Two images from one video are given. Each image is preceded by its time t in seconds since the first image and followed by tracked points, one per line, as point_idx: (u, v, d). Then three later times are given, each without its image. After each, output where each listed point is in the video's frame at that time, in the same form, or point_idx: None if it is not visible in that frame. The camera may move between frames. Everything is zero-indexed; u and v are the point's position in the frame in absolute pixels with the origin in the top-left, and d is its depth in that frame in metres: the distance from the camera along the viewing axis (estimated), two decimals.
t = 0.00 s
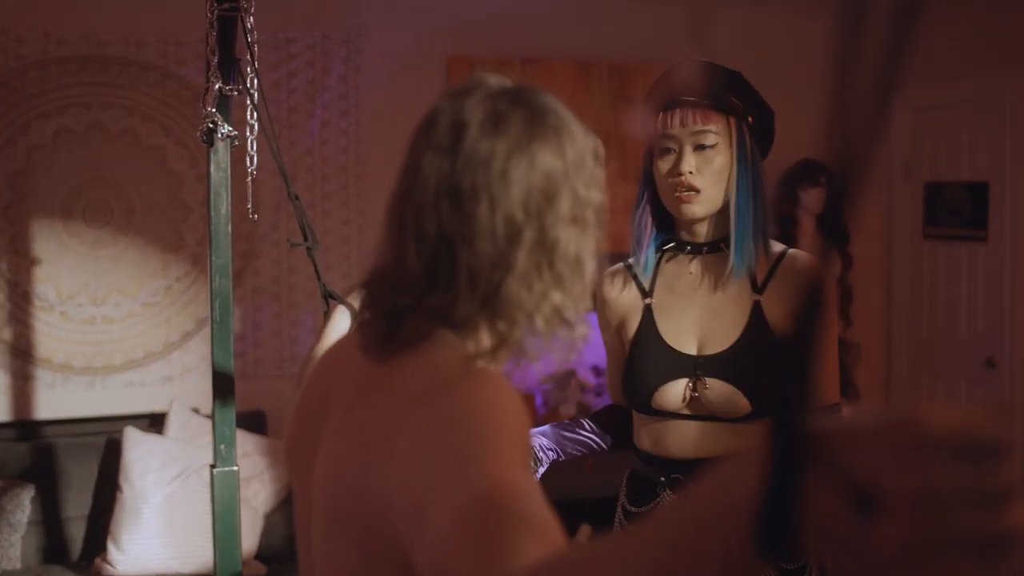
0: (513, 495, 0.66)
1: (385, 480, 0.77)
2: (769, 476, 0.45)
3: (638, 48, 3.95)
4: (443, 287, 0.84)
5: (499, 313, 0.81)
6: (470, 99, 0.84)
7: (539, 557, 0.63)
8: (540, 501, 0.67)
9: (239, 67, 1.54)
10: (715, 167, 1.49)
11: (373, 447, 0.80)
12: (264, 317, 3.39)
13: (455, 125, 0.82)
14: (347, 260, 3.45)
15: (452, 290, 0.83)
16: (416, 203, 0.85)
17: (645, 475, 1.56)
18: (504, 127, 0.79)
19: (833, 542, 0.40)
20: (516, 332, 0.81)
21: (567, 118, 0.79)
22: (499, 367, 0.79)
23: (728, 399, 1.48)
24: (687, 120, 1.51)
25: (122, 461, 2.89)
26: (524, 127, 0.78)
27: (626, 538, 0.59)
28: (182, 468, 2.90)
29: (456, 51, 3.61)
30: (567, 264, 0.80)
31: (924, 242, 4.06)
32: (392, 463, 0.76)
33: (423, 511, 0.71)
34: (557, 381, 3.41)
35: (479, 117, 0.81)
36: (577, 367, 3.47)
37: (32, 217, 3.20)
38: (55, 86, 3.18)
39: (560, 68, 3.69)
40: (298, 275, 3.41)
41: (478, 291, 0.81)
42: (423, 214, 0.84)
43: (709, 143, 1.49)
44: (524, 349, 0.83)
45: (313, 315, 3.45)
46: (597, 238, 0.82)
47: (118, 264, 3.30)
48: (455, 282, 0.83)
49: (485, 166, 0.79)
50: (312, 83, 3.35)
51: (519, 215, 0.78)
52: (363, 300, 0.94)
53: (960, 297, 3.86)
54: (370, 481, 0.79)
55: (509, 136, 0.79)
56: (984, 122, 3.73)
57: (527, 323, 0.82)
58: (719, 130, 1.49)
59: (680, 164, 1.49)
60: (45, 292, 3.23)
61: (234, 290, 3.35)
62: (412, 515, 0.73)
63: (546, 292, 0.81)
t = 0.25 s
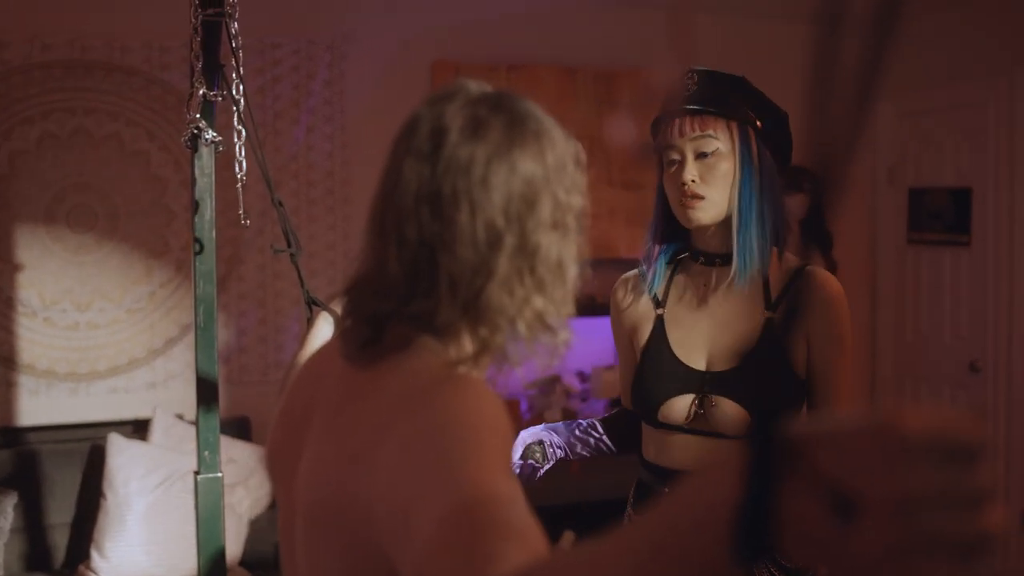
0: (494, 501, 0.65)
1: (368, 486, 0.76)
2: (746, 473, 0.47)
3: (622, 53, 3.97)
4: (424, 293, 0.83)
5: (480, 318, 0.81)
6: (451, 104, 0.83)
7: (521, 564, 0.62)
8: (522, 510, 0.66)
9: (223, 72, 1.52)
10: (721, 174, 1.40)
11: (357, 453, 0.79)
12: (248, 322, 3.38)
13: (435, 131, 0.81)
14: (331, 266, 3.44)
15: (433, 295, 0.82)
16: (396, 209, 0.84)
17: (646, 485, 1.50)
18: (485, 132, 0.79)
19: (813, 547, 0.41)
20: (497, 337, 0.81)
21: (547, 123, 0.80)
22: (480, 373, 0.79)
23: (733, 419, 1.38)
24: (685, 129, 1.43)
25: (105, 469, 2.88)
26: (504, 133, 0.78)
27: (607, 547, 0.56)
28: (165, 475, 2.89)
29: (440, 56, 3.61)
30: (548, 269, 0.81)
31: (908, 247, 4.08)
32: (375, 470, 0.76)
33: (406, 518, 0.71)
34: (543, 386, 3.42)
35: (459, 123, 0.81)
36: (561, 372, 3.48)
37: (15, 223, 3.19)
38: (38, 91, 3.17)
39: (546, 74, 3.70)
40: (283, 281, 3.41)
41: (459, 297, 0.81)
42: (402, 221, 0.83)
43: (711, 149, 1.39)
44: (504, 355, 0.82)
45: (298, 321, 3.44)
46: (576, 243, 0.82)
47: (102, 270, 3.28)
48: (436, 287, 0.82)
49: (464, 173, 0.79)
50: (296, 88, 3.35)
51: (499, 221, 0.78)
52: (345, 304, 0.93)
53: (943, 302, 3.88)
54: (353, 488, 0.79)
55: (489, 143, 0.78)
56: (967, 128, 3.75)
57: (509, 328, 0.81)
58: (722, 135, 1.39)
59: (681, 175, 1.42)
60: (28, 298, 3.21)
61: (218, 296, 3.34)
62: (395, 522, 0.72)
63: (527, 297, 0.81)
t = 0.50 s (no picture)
0: (478, 508, 0.65)
1: (351, 493, 0.76)
2: (727, 480, 0.46)
3: (606, 60, 3.99)
4: (407, 300, 0.83)
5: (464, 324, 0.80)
6: (432, 110, 0.83)
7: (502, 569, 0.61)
8: (505, 517, 0.66)
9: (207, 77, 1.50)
10: (715, 175, 1.39)
11: (340, 458, 0.79)
12: (233, 328, 3.37)
13: (417, 137, 0.81)
14: (316, 271, 3.44)
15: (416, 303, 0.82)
16: (379, 215, 0.84)
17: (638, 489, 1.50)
18: (466, 138, 0.79)
19: (790, 553, 0.42)
20: (481, 342, 0.80)
21: (528, 130, 0.80)
22: (465, 379, 0.78)
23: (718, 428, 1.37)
24: (680, 131, 1.43)
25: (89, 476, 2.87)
26: (486, 139, 0.78)
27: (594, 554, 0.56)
28: (149, 481, 2.88)
29: (425, 61, 3.62)
30: (531, 275, 0.81)
31: (891, 252, 4.10)
32: (359, 476, 0.75)
33: (390, 525, 0.70)
34: (528, 391, 3.42)
35: (441, 129, 0.80)
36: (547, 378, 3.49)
37: None
38: (22, 96, 3.16)
39: (531, 80, 3.71)
40: (268, 286, 3.40)
41: (442, 303, 0.80)
42: (385, 227, 0.83)
43: (705, 150, 1.39)
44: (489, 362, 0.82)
45: (283, 326, 3.44)
46: (559, 249, 0.82)
47: (86, 276, 3.27)
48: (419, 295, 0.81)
49: (446, 179, 0.78)
50: (281, 93, 3.34)
51: (482, 227, 0.78)
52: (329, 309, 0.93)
53: (926, 306, 3.90)
54: (338, 494, 0.78)
55: (472, 149, 0.78)
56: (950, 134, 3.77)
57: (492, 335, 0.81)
58: (715, 135, 1.39)
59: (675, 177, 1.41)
60: (10, 303, 3.19)
61: (203, 301, 3.33)
62: (378, 530, 0.72)
63: (511, 302, 0.81)
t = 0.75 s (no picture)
0: (468, 515, 0.65)
1: (340, 498, 0.76)
2: (712, 488, 0.46)
3: (594, 65, 3.99)
4: (396, 307, 0.82)
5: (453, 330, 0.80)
6: (420, 116, 0.82)
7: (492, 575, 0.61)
8: (495, 523, 0.66)
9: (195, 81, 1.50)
10: (701, 183, 1.40)
11: (330, 464, 0.79)
12: (221, 333, 3.37)
13: (405, 144, 0.81)
14: (305, 276, 3.44)
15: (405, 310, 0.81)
16: (367, 222, 0.84)
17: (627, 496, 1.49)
18: (455, 146, 0.79)
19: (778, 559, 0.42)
20: (471, 349, 0.80)
21: (516, 135, 0.79)
22: (455, 385, 0.78)
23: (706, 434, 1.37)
24: (665, 137, 1.43)
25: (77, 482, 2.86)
26: (474, 146, 0.78)
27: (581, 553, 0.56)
28: (136, 487, 2.87)
29: (413, 66, 3.62)
30: (520, 280, 0.81)
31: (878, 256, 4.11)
32: (349, 482, 0.75)
33: (380, 532, 0.70)
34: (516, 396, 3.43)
35: (429, 136, 0.80)
36: (535, 383, 3.51)
37: None
38: (9, 100, 3.15)
39: (519, 86, 3.72)
40: (256, 291, 3.40)
41: (432, 310, 0.80)
42: (373, 234, 0.83)
43: (691, 157, 1.40)
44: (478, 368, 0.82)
45: (271, 331, 3.43)
46: (548, 254, 0.82)
47: (73, 280, 3.26)
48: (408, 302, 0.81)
49: (434, 187, 0.78)
50: (270, 97, 3.33)
51: (470, 234, 0.78)
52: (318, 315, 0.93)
53: (913, 310, 3.91)
54: (328, 500, 0.78)
55: (460, 155, 0.78)
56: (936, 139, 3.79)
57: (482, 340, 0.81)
58: (701, 141, 1.40)
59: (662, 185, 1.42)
60: None
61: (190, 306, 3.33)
62: (369, 537, 0.72)
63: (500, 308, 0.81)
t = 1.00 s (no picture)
0: (462, 517, 0.65)
1: (335, 497, 0.76)
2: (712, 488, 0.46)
3: (587, 67, 4.01)
4: (393, 310, 0.82)
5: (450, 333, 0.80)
6: (418, 119, 0.82)
7: None
8: (490, 524, 0.66)
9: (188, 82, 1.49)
10: (687, 182, 1.42)
11: (325, 465, 0.79)
12: (213, 334, 3.37)
13: (404, 146, 0.81)
14: (298, 277, 3.44)
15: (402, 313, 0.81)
16: (365, 224, 0.84)
17: (609, 496, 1.45)
18: (453, 148, 0.78)
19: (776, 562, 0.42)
20: (467, 352, 0.80)
21: (514, 138, 0.79)
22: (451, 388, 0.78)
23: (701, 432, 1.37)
24: (647, 137, 1.43)
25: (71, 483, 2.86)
26: (471, 149, 0.78)
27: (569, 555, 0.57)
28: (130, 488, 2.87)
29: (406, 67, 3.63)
30: (518, 283, 0.81)
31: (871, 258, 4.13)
32: (344, 484, 0.75)
33: (374, 533, 0.70)
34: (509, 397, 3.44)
35: (427, 138, 0.80)
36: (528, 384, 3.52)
37: None
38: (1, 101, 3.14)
39: (511, 89, 3.74)
40: (249, 292, 3.39)
41: (429, 313, 0.80)
42: (371, 236, 0.83)
43: (677, 157, 1.41)
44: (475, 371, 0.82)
45: (264, 332, 3.43)
46: (545, 257, 0.82)
47: (65, 281, 3.26)
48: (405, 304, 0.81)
49: (431, 189, 0.78)
50: (262, 98, 3.33)
51: (467, 237, 0.78)
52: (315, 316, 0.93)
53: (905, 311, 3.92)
54: (323, 501, 0.78)
55: (458, 157, 0.78)
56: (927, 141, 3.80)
57: (478, 343, 0.81)
58: (685, 141, 1.42)
59: (649, 186, 1.42)
60: None
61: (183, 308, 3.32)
62: (363, 537, 0.72)
63: (497, 311, 0.81)
